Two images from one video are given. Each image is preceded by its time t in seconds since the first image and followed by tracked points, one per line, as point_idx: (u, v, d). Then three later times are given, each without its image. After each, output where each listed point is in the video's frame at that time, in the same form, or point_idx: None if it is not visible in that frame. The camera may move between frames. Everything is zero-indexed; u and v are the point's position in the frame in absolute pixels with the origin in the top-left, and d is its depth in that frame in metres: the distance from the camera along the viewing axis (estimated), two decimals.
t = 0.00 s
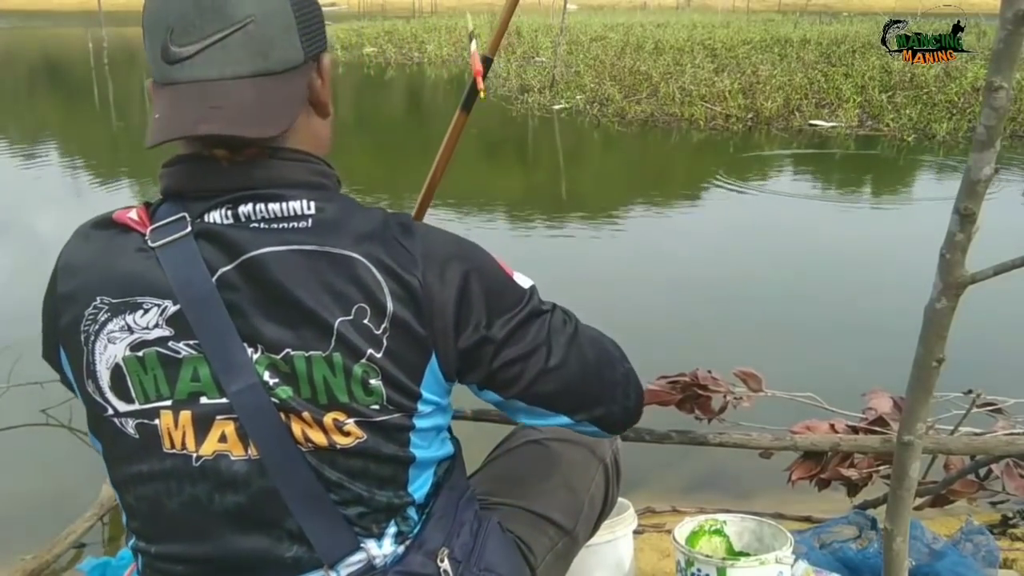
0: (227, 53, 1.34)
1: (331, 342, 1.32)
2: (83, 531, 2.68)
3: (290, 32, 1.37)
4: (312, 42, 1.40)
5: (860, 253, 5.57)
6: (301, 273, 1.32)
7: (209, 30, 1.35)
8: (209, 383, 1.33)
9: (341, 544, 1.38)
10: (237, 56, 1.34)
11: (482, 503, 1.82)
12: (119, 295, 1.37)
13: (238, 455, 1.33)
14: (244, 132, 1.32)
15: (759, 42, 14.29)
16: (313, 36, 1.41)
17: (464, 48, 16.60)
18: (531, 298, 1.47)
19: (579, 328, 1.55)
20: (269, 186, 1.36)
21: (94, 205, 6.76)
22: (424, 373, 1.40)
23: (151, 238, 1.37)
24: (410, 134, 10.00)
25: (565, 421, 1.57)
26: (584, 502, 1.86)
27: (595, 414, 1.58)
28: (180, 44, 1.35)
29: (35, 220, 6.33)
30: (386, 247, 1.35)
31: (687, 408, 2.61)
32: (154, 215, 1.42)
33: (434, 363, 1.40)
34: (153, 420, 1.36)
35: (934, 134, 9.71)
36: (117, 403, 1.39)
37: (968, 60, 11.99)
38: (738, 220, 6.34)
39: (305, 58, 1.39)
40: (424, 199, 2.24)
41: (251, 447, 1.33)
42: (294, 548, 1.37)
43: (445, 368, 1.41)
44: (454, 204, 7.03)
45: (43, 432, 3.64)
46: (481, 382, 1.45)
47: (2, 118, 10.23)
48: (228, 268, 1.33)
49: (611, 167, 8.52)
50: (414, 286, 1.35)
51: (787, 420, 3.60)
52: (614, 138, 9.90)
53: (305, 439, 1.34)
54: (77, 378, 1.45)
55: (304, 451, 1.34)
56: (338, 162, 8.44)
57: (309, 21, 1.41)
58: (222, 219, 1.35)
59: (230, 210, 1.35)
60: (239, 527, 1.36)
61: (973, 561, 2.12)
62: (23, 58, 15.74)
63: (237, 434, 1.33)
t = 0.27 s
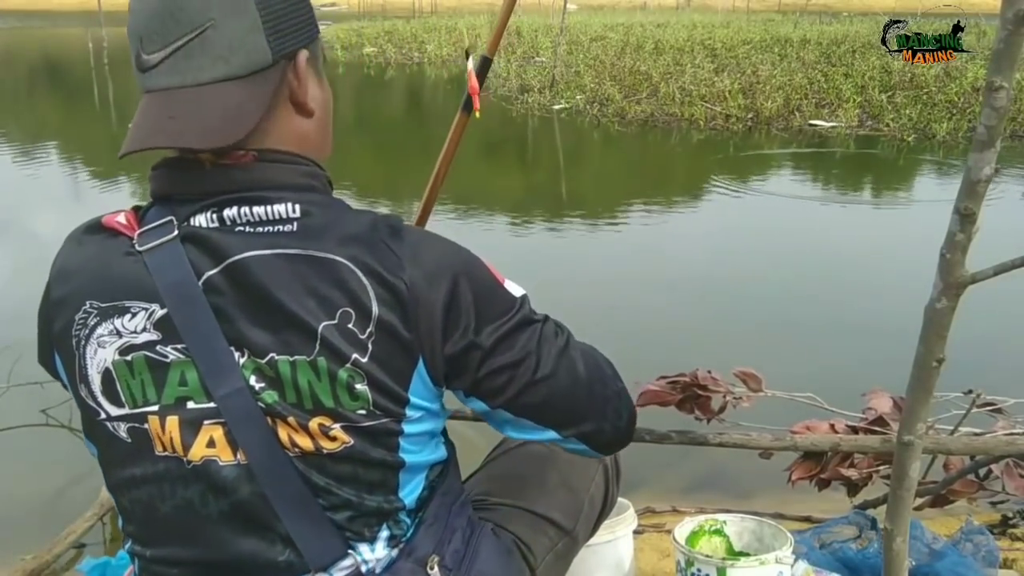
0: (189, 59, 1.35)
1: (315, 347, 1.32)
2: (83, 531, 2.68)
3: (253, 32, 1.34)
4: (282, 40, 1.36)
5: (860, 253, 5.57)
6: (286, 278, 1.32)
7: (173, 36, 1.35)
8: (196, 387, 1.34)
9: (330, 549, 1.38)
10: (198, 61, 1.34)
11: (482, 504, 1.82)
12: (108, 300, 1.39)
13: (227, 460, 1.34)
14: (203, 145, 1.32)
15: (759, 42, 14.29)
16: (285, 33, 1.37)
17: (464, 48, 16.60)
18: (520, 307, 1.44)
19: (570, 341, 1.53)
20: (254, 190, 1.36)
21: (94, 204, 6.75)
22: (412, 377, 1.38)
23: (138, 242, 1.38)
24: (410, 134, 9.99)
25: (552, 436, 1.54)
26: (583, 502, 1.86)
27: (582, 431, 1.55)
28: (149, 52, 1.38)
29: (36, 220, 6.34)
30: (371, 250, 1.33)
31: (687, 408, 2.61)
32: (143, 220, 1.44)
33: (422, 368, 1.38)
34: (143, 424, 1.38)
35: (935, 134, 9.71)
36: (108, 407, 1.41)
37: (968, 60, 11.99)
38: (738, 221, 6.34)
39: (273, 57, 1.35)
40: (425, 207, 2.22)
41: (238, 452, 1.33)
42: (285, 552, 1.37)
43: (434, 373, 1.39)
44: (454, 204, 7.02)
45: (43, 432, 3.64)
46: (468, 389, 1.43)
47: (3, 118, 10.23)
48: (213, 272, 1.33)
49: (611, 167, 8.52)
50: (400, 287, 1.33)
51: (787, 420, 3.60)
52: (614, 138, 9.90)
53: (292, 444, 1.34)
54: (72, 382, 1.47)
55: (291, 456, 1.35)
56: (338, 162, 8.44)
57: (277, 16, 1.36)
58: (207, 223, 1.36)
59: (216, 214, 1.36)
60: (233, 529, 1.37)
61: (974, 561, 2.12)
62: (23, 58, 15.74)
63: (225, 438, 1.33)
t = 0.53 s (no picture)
0: (136, 86, 1.36)
1: (296, 347, 1.32)
2: (83, 531, 2.68)
3: (184, 51, 1.32)
4: (218, 48, 1.33)
5: (860, 253, 5.57)
6: (266, 278, 1.33)
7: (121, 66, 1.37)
8: (184, 389, 1.34)
9: (316, 552, 1.37)
10: (142, 89, 1.35)
11: (481, 505, 1.82)
12: (99, 302, 1.40)
13: (216, 463, 1.34)
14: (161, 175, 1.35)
15: (759, 42, 14.30)
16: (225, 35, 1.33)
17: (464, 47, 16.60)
18: (510, 274, 1.43)
19: (569, 294, 1.50)
20: (233, 191, 1.37)
21: (94, 204, 6.75)
22: (397, 374, 1.38)
23: (126, 245, 1.39)
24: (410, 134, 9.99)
25: (579, 388, 1.52)
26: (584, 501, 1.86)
27: (606, 376, 1.52)
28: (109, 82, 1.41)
29: (37, 220, 6.34)
30: (348, 248, 1.34)
31: (687, 408, 2.61)
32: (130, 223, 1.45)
33: (409, 362, 1.38)
34: (135, 425, 1.38)
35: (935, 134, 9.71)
36: (101, 410, 1.42)
37: (968, 60, 11.99)
38: (738, 220, 6.34)
39: (211, 72, 1.33)
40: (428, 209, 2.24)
41: (227, 454, 1.33)
42: (276, 554, 1.36)
43: (422, 367, 1.39)
44: (454, 204, 7.02)
45: (43, 432, 3.64)
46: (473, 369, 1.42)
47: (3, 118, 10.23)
48: (195, 274, 1.34)
49: (611, 167, 8.52)
50: (377, 280, 1.33)
51: (787, 420, 3.60)
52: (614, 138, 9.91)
53: (276, 445, 1.34)
54: (68, 385, 1.48)
55: (279, 457, 1.35)
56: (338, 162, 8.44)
57: (210, 28, 1.32)
58: (190, 226, 1.37)
59: (197, 216, 1.37)
60: (228, 530, 1.36)
61: (974, 561, 2.12)
62: (23, 58, 15.75)
63: (214, 440, 1.33)
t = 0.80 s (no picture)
0: (86, 147, 1.36)
1: (280, 344, 1.33)
2: (83, 531, 2.69)
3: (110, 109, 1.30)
4: (143, 97, 1.30)
5: (859, 253, 5.56)
6: (247, 277, 1.33)
7: (65, 126, 1.37)
8: (175, 387, 1.34)
9: (306, 546, 1.37)
10: (90, 152, 1.36)
11: (481, 503, 1.82)
12: (94, 304, 1.41)
13: (211, 461, 1.34)
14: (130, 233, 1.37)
15: (759, 42, 14.30)
16: (136, 70, 1.29)
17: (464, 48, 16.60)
18: (492, 241, 1.39)
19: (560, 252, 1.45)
20: (202, 197, 1.36)
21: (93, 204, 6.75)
22: (386, 360, 1.37)
23: (110, 248, 1.40)
24: (411, 134, 9.99)
25: (581, 347, 1.43)
26: (583, 499, 1.87)
27: (606, 331, 1.43)
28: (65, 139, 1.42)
29: (38, 220, 6.34)
30: (325, 239, 1.33)
31: (687, 408, 2.61)
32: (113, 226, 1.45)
33: (395, 346, 1.36)
34: (130, 425, 1.39)
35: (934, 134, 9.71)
36: (98, 410, 1.43)
37: (968, 60, 11.99)
38: (738, 220, 6.34)
39: (144, 121, 1.31)
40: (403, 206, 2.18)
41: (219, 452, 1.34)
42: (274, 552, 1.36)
43: (409, 350, 1.37)
44: (454, 204, 7.02)
45: (43, 432, 3.64)
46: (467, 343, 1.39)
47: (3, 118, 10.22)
48: (178, 275, 1.35)
49: (611, 167, 8.52)
50: (353, 265, 1.32)
51: (787, 420, 3.60)
52: (614, 138, 9.91)
53: (263, 442, 1.34)
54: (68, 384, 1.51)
55: (271, 453, 1.35)
56: (338, 163, 8.43)
57: (129, 78, 1.29)
58: (167, 231, 1.37)
59: (172, 222, 1.37)
60: (226, 528, 1.37)
61: (973, 561, 2.12)
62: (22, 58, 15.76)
63: (206, 439, 1.33)
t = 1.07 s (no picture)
0: (49, 171, 1.32)
1: (254, 354, 1.32)
2: (83, 531, 2.68)
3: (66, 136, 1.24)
4: (100, 121, 1.24)
5: (859, 253, 5.56)
6: (219, 288, 1.32)
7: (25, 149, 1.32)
8: (154, 397, 1.35)
9: (291, 552, 1.37)
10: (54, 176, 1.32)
11: (476, 500, 1.81)
12: (72, 315, 1.42)
13: (193, 470, 1.35)
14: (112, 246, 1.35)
15: (759, 42, 14.30)
16: (90, 91, 1.23)
17: (464, 47, 16.60)
18: (468, 258, 1.35)
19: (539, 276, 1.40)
20: (170, 208, 1.33)
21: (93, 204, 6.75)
22: (360, 376, 1.36)
23: (82, 257, 1.40)
24: (411, 134, 9.98)
25: (551, 378, 1.42)
26: (578, 494, 1.86)
27: (578, 366, 1.41)
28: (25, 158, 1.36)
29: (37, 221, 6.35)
30: (291, 249, 1.31)
31: (687, 408, 2.61)
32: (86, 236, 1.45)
33: (369, 359, 1.35)
34: (114, 434, 1.40)
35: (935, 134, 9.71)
36: (84, 419, 1.44)
37: (968, 60, 11.99)
38: (738, 220, 6.33)
39: (105, 146, 1.26)
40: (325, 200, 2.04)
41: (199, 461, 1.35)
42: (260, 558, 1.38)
43: (382, 362, 1.35)
44: (454, 204, 7.02)
45: (44, 431, 3.64)
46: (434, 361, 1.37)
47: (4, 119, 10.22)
48: (151, 286, 1.35)
49: (611, 167, 8.52)
50: (321, 276, 1.30)
51: (787, 420, 3.60)
52: (614, 138, 9.91)
53: (242, 451, 1.35)
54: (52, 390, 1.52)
55: (251, 462, 1.35)
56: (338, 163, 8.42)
57: (83, 101, 1.23)
58: (140, 242, 1.36)
59: (143, 232, 1.35)
60: (216, 531, 1.38)
61: (974, 561, 2.12)
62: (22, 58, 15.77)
63: (188, 448, 1.34)
